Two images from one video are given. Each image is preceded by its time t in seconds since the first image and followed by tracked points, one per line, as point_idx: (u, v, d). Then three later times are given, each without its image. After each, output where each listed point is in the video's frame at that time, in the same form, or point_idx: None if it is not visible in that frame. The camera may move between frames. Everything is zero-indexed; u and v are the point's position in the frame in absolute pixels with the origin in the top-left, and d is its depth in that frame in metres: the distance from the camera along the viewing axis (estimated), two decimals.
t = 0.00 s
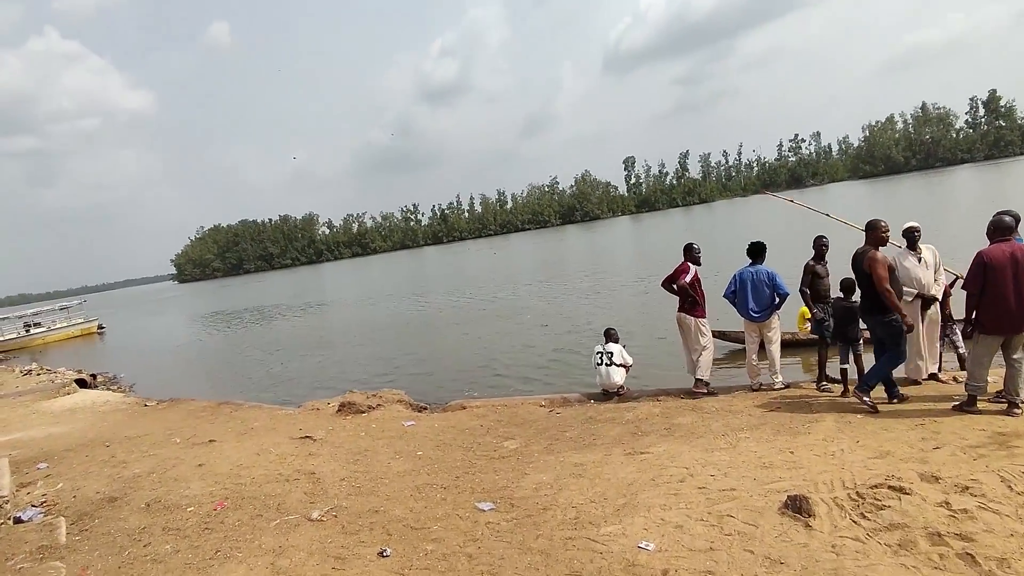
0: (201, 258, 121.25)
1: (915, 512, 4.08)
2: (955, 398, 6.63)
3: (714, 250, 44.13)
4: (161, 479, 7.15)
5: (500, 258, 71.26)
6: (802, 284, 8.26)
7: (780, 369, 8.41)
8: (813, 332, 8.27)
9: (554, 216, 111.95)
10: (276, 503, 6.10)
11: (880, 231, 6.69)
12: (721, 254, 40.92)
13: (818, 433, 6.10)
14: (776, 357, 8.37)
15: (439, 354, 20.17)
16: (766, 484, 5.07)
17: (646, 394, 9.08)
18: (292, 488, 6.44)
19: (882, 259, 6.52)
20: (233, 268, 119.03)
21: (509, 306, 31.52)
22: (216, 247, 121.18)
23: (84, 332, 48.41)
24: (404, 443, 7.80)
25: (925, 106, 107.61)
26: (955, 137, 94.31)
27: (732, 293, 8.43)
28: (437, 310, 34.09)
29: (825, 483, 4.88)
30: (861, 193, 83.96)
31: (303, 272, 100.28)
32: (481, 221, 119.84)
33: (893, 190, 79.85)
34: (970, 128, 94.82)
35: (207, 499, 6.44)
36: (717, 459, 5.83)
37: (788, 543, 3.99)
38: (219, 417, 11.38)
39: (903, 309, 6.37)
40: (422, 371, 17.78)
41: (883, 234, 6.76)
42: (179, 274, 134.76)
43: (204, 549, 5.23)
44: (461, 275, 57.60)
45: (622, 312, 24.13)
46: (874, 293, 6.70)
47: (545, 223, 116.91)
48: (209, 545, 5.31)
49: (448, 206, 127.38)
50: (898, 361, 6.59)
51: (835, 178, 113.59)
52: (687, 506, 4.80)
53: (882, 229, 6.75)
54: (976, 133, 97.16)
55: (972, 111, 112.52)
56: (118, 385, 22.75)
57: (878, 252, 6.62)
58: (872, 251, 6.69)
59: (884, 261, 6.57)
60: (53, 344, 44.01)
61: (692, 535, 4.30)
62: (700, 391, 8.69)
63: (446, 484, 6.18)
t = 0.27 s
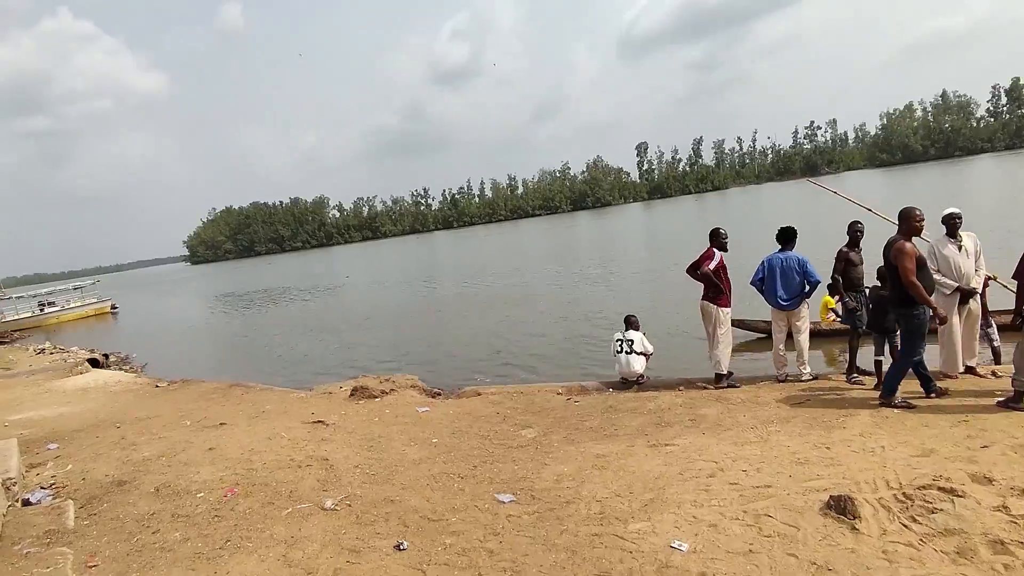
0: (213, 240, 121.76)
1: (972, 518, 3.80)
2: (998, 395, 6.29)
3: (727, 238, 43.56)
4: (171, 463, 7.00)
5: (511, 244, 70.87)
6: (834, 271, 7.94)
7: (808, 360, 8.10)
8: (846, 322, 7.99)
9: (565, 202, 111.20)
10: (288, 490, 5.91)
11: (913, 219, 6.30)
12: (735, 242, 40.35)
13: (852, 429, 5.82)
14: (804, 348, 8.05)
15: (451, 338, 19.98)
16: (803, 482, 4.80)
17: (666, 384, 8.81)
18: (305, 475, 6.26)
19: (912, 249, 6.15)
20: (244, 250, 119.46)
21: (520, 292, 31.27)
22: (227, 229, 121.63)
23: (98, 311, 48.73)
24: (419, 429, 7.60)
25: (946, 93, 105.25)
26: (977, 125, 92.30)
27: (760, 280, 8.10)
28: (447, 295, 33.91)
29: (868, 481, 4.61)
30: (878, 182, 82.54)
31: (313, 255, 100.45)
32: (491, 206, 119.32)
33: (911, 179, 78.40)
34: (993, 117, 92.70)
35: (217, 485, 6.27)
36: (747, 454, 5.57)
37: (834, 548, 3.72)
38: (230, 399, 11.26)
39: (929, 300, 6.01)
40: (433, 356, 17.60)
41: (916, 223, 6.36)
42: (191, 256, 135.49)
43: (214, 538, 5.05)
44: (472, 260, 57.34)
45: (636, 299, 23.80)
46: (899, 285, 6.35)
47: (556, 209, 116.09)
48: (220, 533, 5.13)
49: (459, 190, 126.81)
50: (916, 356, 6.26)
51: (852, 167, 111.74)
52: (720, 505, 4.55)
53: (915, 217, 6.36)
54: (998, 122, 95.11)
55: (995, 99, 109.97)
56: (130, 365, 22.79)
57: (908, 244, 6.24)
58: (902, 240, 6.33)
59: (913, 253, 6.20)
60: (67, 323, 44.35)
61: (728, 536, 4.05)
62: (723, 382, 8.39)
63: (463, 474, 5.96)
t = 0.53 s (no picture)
0: (228, 226, 122.57)
1: None
2: None
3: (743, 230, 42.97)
4: (182, 450, 6.90)
5: (523, 234, 70.56)
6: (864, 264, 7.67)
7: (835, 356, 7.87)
8: (876, 317, 7.73)
9: (579, 192, 110.49)
10: (300, 481, 5.77)
11: (943, 212, 5.99)
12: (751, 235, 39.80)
13: (884, 429, 5.58)
14: (831, 344, 7.80)
15: (463, 328, 19.84)
16: (838, 486, 4.58)
17: (686, 379, 8.58)
18: (317, 465, 6.13)
19: (931, 243, 5.93)
20: (258, 237, 120.13)
21: (533, 282, 31.06)
22: (242, 216, 122.37)
23: (115, 295, 49.19)
24: (432, 420, 7.45)
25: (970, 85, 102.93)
26: (1001, 119, 90.23)
27: (787, 273, 7.83)
28: (460, 284, 33.79)
29: (906, 486, 4.38)
30: (898, 176, 81.07)
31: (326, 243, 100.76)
32: (504, 196, 118.92)
33: (932, 172, 76.89)
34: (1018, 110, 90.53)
35: (227, 473, 6.15)
36: (775, 454, 5.34)
37: (876, 559, 3.50)
38: (243, 385, 11.20)
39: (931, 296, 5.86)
40: (446, 345, 17.47)
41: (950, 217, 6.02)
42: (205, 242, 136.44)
43: (223, 529, 4.93)
44: (484, 249, 57.16)
45: (650, 291, 23.51)
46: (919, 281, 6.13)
47: (569, 199, 115.35)
48: (230, 524, 5.00)
49: (472, 180, 126.43)
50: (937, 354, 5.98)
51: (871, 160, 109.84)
52: (749, 509, 4.33)
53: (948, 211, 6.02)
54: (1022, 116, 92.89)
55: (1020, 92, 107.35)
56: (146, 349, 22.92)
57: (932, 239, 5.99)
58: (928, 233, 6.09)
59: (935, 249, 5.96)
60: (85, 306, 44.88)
61: (760, 542, 3.84)
62: (746, 379, 8.13)
63: (479, 468, 5.80)
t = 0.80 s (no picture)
0: (238, 221, 123.03)
1: None
2: None
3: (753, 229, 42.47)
4: (182, 445, 6.72)
5: (531, 231, 70.27)
6: (888, 261, 7.45)
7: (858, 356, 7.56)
8: (897, 317, 7.46)
9: (587, 189, 109.97)
10: (302, 478, 5.58)
11: (962, 206, 5.59)
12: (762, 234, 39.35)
13: (914, 433, 5.31)
14: (854, 343, 7.50)
15: (471, 324, 19.64)
16: (867, 493, 4.32)
17: (701, 378, 8.32)
18: (319, 463, 5.93)
19: (947, 240, 5.56)
20: (267, 231, 120.51)
21: (541, 278, 30.83)
22: (252, 211, 122.80)
23: (125, 289, 49.38)
24: (439, 417, 7.24)
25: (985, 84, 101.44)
26: (1016, 117, 88.83)
27: (808, 270, 7.55)
28: (467, 280, 33.60)
29: (942, 495, 4.11)
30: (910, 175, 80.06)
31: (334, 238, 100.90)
32: (513, 193, 118.57)
33: (945, 172, 75.84)
34: None
35: (228, 469, 5.96)
36: (799, 458, 5.09)
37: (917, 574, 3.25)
38: (247, 379, 11.05)
39: (944, 297, 5.55)
40: (453, 340, 17.27)
41: (972, 211, 5.60)
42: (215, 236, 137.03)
43: (220, 529, 4.73)
44: (492, 246, 56.95)
45: (660, 289, 23.20)
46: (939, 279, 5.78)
47: (577, 197, 114.86)
48: (228, 524, 4.80)
49: (480, 176, 126.17)
50: (960, 355, 5.67)
51: (883, 159, 108.57)
52: (774, 516, 4.09)
53: (970, 204, 5.59)
54: None
55: None
56: (153, 342, 22.88)
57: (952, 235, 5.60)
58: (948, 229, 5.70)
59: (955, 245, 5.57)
60: (96, 299, 45.07)
61: (788, 554, 3.59)
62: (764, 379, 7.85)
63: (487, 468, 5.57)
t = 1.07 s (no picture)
0: (238, 218, 122.71)
1: None
2: None
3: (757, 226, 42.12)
4: (176, 449, 6.44)
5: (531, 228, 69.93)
6: (913, 259, 7.16)
7: (879, 359, 7.25)
8: (922, 317, 7.19)
9: (589, 187, 109.55)
10: (301, 487, 5.29)
11: (994, 202, 5.25)
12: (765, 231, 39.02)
13: (951, 444, 5.00)
14: (874, 345, 7.18)
15: (473, 321, 19.34)
16: (907, 509, 4.03)
17: (716, 381, 8.01)
18: (318, 470, 5.63)
19: (980, 238, 5.24)
20: (267, 227, 120.19)
21: (543, 275, 30.54)
22: (252, 207, 122.46)
23: (124, 285, 49.09)
24: (444, 420, 6.95)
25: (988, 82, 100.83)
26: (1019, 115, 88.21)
27: (828, 268, 7.23)
28: (469, 277, 33.31)
29: (990, 517, 3.81)
30: (912, 173, 79.62)
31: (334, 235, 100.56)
32: (513, 189, 118.17)
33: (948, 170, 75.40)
34: None
35: (223, 477, 5.67)
36: (827, 468, 4.80)
37: None
38: (245, 378, 10.76)
39: (981, 298, 5.27)
40: (456, 338, 16.98)
41: (1005, 205, 5.25)
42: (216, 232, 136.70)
43: (212, 544, 4.44)
44: (492, 243, 56.68)
45: (665, 287, 22.89)
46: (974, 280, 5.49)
47: (578, 194, 114.45)
48: (220, 539, 4.51)
49: (481, 173, 125.77)
50: (999, 359, 5.38)
51: (885, 156, 108.05)
52: (807, 535, 3.80)
53: (1003, 198, 5.24)
54: None
55: None
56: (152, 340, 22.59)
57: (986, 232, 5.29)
58: (980, 226, 5.37)
59: (989, 244, 5.27)
60: (95, 296, 44.78)
61: None
62: (778, 382, 7.51)
63: (495, 477, 5.28)
